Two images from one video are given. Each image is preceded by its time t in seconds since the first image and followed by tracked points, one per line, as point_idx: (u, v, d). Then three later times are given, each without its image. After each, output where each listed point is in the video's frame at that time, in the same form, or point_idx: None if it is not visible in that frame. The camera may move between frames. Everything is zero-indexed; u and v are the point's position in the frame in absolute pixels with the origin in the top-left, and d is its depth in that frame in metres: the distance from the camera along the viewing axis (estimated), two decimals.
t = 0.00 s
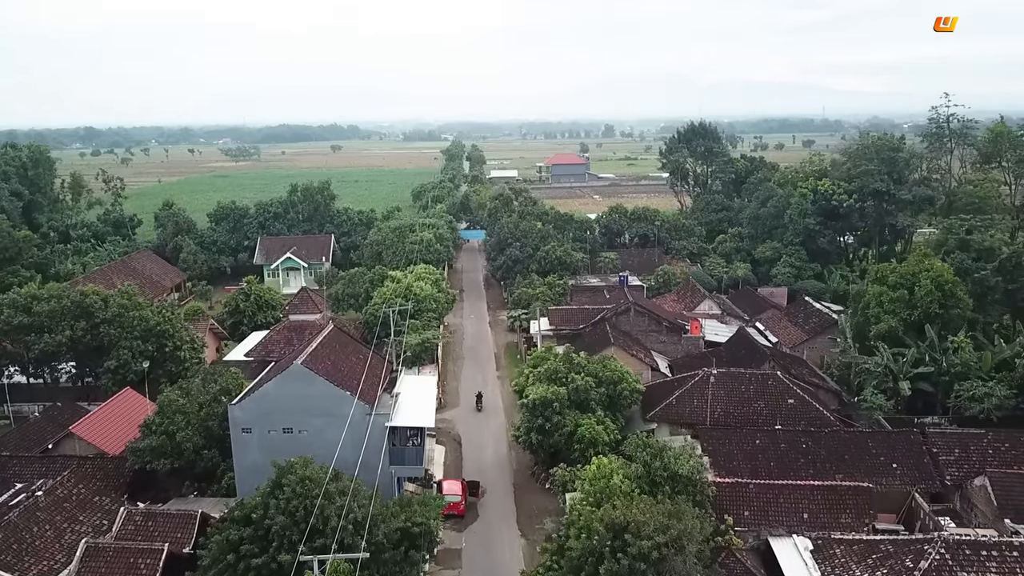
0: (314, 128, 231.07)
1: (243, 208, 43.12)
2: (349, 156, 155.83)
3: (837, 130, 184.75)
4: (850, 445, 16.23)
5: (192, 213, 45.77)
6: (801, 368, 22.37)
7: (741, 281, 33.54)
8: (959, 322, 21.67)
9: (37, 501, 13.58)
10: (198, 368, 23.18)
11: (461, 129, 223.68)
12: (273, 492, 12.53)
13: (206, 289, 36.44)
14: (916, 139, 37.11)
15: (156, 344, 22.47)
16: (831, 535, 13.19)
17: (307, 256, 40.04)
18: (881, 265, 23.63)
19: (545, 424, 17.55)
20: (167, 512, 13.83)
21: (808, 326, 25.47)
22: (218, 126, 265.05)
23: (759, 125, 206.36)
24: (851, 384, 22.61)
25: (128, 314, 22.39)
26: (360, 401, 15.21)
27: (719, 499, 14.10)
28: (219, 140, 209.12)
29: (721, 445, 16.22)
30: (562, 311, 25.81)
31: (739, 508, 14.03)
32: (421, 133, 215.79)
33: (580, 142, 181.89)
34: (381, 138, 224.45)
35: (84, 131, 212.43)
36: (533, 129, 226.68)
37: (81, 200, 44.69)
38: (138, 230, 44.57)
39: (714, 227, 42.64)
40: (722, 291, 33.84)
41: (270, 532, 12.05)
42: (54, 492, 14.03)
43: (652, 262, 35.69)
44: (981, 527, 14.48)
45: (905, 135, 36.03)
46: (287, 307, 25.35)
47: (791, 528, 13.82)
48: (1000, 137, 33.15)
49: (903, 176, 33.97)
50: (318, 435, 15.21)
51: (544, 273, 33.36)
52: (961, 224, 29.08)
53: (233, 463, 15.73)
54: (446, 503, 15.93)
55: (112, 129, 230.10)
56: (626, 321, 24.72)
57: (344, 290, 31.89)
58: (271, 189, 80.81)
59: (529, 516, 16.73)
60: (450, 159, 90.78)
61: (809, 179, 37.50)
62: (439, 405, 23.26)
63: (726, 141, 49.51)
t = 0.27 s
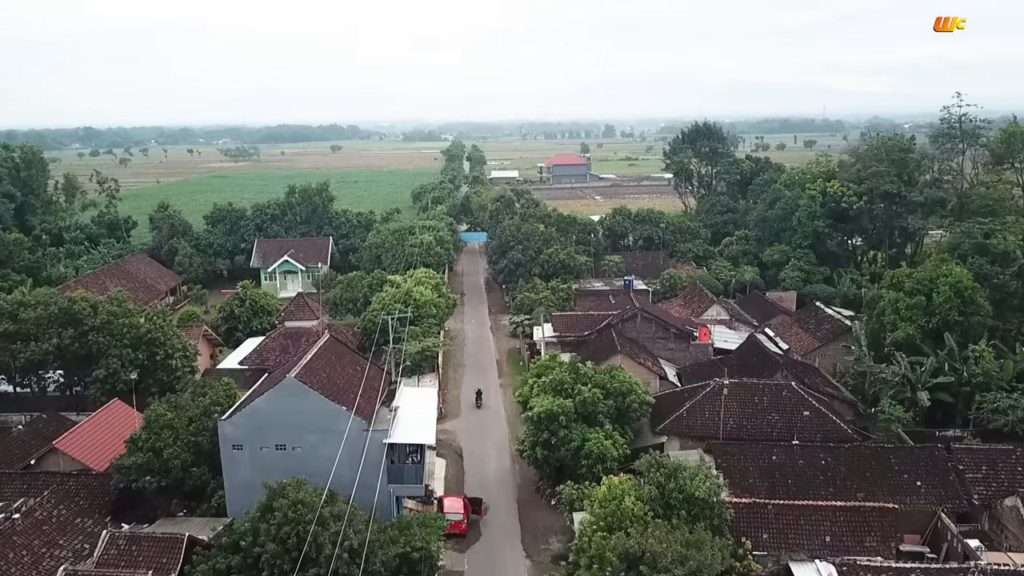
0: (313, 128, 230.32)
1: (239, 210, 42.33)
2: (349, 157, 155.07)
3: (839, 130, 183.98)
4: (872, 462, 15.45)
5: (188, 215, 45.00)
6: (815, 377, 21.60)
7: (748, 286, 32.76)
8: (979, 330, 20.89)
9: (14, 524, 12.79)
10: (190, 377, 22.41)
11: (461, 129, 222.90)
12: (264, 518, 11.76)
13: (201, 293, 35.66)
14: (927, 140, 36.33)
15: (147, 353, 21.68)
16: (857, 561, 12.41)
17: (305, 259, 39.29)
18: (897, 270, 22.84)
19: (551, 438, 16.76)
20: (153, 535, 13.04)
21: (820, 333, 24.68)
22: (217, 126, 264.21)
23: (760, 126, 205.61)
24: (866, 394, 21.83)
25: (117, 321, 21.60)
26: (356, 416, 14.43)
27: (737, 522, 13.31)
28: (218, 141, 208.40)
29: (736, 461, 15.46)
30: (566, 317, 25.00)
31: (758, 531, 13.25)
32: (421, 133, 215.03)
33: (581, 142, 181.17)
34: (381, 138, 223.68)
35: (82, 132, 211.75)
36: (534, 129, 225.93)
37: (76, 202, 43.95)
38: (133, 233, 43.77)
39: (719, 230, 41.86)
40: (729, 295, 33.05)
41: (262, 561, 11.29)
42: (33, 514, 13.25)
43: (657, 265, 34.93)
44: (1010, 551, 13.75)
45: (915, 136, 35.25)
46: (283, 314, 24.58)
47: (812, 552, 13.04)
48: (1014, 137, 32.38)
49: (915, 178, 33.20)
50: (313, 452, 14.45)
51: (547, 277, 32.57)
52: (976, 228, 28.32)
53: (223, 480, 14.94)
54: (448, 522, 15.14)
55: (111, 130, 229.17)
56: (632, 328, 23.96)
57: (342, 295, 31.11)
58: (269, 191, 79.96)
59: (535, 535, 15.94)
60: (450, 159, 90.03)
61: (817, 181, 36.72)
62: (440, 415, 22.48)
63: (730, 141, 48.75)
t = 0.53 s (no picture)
0: (313, 128, 229.51)
1: (236, 212, 41.54)
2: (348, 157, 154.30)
3: (840, 130, 183.30)
4: (895, 480, 14.69)
5: (183, 217, 44.21)
6: (829, 386, 20.85)
7: (756, 290, 31.99)
8: (1000, 338, 20.14)
9: None
10: (182, 387, 21.62)
11: (461, 129, 222.14)
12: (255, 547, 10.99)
13: (196, 298, 34.88)
14: (937, 140, 35.59)
15: (137, 361, 20.87)
16: None
17: (303, 262, 38.58)
18: (913, 276, 22.07)
19: (557, 454, 15.99)
20: (136, 561, 12.23)
21: (832, 340, 23.91)
22: (216, 126, 263.41)
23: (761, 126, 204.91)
24: (882, 404, 21.07)
25: (105, 329, 20.79)
26: (352, 433, 13.66)
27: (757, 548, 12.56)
28: (217, 141, 207.58)
29: (752, 479, 14.71)
30: (570, 323, 24.20)
31: (779, 558, 12.49)
32: (421, 133, 214.31)
33: (581, 142, 180.44)
34: (380, 139, 222.93)
35: (80, 132, 210.89)
36: (533, 129, 225.19)
37: (69, 203, 43.14)
38: (128, 235, 42.98)
39: (725, 231, 41.11)
40: (737, 300, 32.28)
41: None
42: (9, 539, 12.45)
43: (662, 269, 34.18)
44: None
45: (926, 136, 34.50)
46: (277, 320, 23.80)
47: None
48: None
49: (926, 180, 32.45)
50: (306, 471, 13.68)
51: (550, 281, 31.79)
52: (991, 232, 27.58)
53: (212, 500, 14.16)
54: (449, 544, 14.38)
55: (110, 130, 228.32)
56: (639, 335, 23.21)
57: (340, 299, 30.32)
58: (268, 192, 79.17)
59: (540, 557, 15.18)
60: (450, 160, 89.32)
61: (825, 182, 35.97)
62: (441, 426, 21.72)
63: (735, 142, 48.02)
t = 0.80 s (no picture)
0: (312, 128, 228.73)
1: (232, 214, 40.78)
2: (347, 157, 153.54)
3: (841, 130, 182.62)
4: (921, 499, 13.94)
5: (179, 219, 43.44)
6: (844, 396, 20.11)
7: (763, 295, 31.25)
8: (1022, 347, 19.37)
9: None
10: (173, 397, 20.83)
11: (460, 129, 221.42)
12: None
13: (191, 302, 34.12)
14: (947, 141, 34.85)
15: (126, 371, 20.06)
16: None
17: (300, 265, 37.92)
18: (930, 281, 21.31)
19: (564, 471, 15.24)
20: None
21: (845, 347, 23.16)
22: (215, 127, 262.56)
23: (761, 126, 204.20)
24: (899, 415, 20.34)
25: (92, 338, 19.99)
26: (348, 452, 12.92)
27: None
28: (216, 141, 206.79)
29: (770, 499, 13.96)
30: (575, 330, 23.44)
31: None
32: (420, 133, 213.62)
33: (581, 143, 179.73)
34: (380, 139, 222.19)
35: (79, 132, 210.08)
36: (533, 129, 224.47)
37: (62, 205, 42.37)
38: (122, 237, 42.20)
39: (730, 234, 40.36)
40: (743, 304, 31.54)
41: None
42: None
43: (667, 272, 33.44)
44: None
45: (936, 136, 33.76)
46: (272, 327, 23.02)
47: None
48: None
49: (937, 181, 31.70)
50: (299, 492, 12.93)
51: (553, 285, 31.03)
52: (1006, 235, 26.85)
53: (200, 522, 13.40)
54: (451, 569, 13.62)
55: (109, 131, 227.34)
56: (646, 343, 22.47)
57: (337, 304, 29.57)
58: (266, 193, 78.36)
59: None
60: (450, 160, 88.59)
61: (834, 184, 35.23)
62: (441, 437, 20.97)
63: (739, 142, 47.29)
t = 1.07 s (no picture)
0: (312, 128, 227.93)
1: (228, 216, 40.02)
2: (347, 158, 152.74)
3: (842, 130, 181.85)
4: (948, 522, 13.20)
5: (174, 221, 42.64)
6: (860, 407, 19.35)
7: (771, 299, 30.50)
8: None
9: None
10: (162, 408, 20.08)
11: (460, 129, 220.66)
12: None
13: (185, 306, 33.36)
14: (959, 142, 34.09)
15: (113, 381, 19.34)
16: None
17: (297, 269, 37.09)
18: (948, 288, 20.54)
19: (571, 490, 14.48)
20: None
21: (859, 355, 22.40)
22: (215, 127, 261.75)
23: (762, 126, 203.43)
24: (917, 427, 19.58)
25: (79, 347, 19.26)
26: (342, 474, 12.19)
27: None
28: (215, 141, 205.97)
29: (789, 521, 13.22)
30: (579, 337, 22.68)
31: None
32: (420, 133, 212.84)
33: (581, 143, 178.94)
34: (379, 139, 221.38)
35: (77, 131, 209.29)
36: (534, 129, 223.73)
37: (55, 207, 41.60)
38: (117, 240, 41.43)
39: (736, 236, 39.60)
40: (751, 309, 30.79)
41: None
42: None
43: (673, 276, 32.69)
44: None
45: (947, 137, 33.01)
46: (266, 334, 22.27)
47: None
48: None
49: (949, 183, 30.95)
50: (291, 516, 12.18)
51: (555, 289, 30.28)
52: (1022, 239, 26.10)
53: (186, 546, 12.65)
54: None
55: (108, 131, 226.53)
56: (653, 351, 21.72)
57: (335, 309, 28.83)
58: (264, 194, 77.55)
59: None
60: (450, 161, 87.82)
61: (842, 186, 34.47)
62: (442, 449, 20.22)
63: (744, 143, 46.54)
